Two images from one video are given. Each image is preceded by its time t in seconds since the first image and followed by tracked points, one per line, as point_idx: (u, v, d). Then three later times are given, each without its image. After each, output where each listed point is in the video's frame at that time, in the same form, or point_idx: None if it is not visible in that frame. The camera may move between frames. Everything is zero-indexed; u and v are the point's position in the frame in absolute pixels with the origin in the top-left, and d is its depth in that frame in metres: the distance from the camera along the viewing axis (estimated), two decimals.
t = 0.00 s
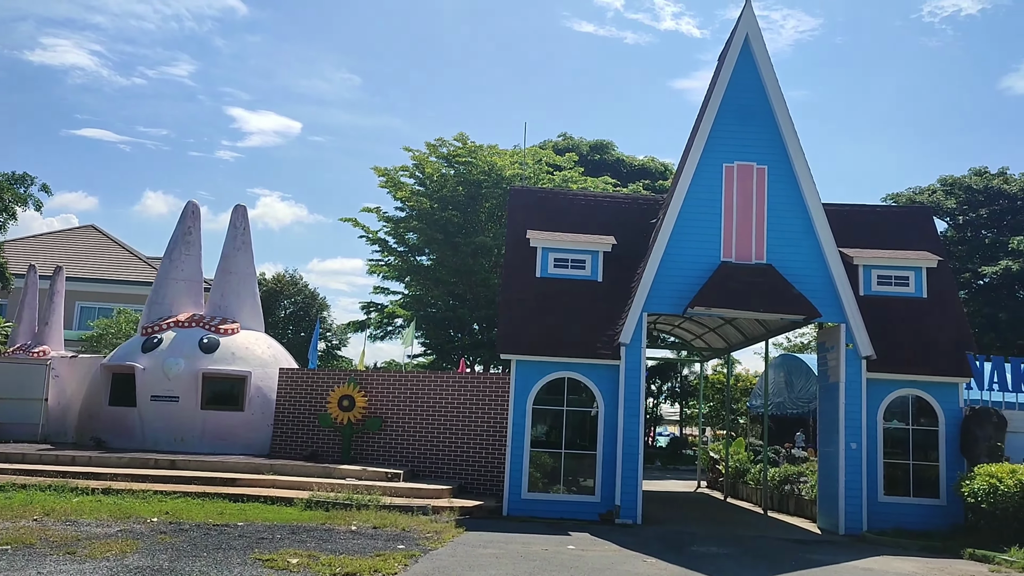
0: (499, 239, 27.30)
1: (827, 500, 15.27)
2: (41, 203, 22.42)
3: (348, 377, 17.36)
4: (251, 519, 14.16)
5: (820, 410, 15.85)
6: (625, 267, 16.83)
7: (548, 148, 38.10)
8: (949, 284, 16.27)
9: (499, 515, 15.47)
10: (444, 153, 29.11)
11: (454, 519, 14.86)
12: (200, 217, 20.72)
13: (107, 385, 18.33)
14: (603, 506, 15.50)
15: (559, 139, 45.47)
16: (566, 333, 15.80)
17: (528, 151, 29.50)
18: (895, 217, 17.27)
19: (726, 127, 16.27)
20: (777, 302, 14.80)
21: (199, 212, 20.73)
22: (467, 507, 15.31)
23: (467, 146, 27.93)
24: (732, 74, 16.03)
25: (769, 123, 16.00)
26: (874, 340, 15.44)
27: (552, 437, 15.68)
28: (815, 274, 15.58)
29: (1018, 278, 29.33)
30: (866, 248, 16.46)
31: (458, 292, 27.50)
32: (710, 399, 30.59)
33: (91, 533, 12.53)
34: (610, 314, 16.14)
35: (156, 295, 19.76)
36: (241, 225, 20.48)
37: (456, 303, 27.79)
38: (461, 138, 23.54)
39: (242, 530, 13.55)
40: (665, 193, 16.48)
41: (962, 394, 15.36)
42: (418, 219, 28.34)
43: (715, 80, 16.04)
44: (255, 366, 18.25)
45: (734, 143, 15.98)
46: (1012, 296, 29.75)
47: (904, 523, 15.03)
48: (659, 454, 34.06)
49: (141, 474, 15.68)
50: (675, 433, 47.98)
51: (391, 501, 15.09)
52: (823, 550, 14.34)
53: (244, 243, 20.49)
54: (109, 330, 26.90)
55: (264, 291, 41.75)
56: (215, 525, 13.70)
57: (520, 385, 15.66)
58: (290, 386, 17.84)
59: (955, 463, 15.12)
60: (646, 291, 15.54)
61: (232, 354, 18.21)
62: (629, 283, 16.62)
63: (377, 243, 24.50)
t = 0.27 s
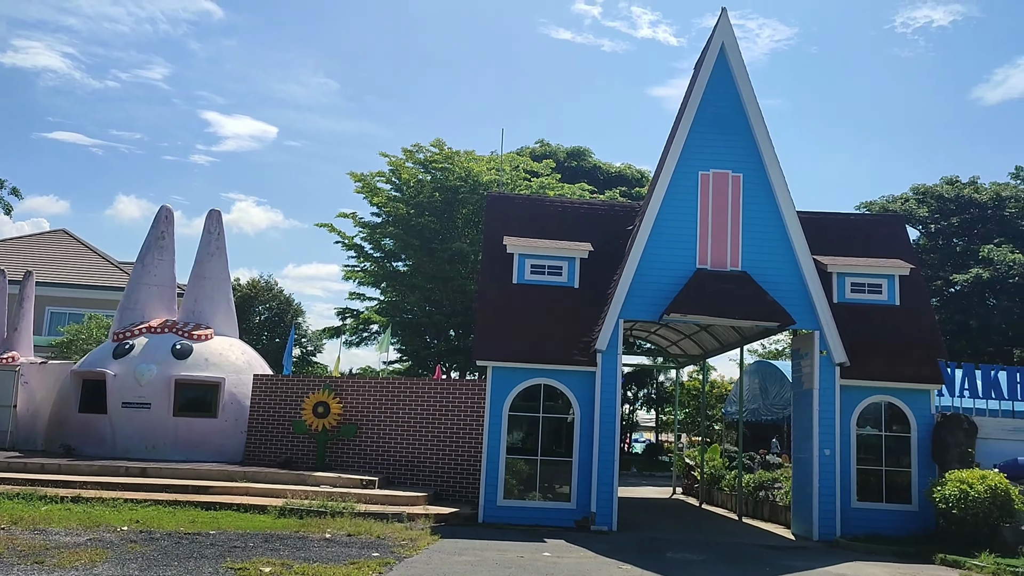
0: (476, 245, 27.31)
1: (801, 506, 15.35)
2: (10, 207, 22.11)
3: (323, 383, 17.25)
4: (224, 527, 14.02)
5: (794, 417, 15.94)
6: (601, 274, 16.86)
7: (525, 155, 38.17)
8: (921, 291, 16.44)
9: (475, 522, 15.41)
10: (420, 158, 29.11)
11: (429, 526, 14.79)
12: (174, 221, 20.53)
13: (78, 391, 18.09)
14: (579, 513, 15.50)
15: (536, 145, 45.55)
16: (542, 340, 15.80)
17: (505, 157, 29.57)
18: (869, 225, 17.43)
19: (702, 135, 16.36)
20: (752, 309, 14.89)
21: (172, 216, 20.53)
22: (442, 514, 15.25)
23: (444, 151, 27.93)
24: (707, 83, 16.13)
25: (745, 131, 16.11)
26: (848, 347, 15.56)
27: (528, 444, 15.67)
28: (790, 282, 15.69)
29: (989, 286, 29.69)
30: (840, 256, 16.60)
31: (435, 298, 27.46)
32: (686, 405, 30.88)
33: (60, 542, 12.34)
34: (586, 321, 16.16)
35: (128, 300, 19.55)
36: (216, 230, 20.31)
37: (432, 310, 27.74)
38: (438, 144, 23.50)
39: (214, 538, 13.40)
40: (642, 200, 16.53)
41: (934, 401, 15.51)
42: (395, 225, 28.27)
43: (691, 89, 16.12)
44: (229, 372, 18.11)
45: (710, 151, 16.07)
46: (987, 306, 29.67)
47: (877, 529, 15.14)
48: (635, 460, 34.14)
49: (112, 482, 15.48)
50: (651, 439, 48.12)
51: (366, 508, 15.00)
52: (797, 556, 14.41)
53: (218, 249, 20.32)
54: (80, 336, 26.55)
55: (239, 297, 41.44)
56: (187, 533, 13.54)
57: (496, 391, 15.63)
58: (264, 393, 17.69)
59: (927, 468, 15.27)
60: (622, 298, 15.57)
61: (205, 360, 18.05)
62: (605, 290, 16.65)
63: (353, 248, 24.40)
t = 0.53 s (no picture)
0: (454, 248, 27.28)
1: (777, 509, 15.43)
2: None
3: (299, 387, 17.15)
4: (197, 532, 13.88)
5: (771, 420, 16.02)
6: (579, 277, 16.89)
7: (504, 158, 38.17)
8: (895, 295, 16.60)
9: (452, 526, 15.37)
10: (398, 161, 29.04)
11: (405, 530, 14.73)
12: (148, 223, 20.35)
13: (48, 395, 17.84)
14: (556, 516, 15.50)
15: (514, 149, 45.58)
16: (520, 343, 15.79)
17: (483, 161, 29.57)
18: (844, 229, 17.58)
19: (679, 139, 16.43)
20: (729, 313, 14.95)
21: (147, 218, 20.35)
22: (419, 518, 15.19)
23: (422, 154, 27.88)
24: (685, 88, 16.21)
25: (722, 135, 16.20)
26: (823, 351, 15.67)
27: (506, 447, 15.66)
28: (766, 286, 15.78)
29: (961, 290, 30.01)
30: (815, 260, 16.72)
31: (412, 301, 27.40)
32: (662, 408, 31.26)
33: (30, 548, 12.17)
34: (564, 325, 16.17)
35: (101, 303, 19.34)
36: (191, 232, 20.15)
37: (410, 313, 27.67)
38: (416, 146, 23.45)
39: (188, 543, 13.27)
40: (619, 204, 16.58)
41: (907, 404, 15.65)
42: (372, 228, 28.17)
43: (669, 93, 16.19)
44: (204, 375, 17.99)
45: (687, 156, 16.15)
46: (958, 308, 30.30)
47: (851, 531, 15.24)
48: (612, 464, 34.21)
49: (84, 486, 15.28)
50: (628, 443, 48.20)
51: (342, 512, 14.91)
52: (772, 559, 14.49)
53: (193, 251, 20.16)
54: (52, 339, 26.20)
55: (214, 299, 41.11)
56: (159, 538, 13.40)
57: (474, 395, 15.60)
58: (240, 396, 17.57)
59: (901, 471, 15.40)
60: (600, 302, 15.59)
61: (180, 363, 17.91)
62: (583, 294, 16.66)
63: (330, 251, 24.28)
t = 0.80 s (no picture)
0: (432, 247, 27.24)
1: (753, 508, 15.51)
2: None
3: (276, 386, 17.06)
4: (172, 532, 13.76)
5: (747, 419, 16.11)
6: (557, 277, 16.91)
7: (483, 156, 38.14)
8: (870, 296, 16.75)
9: (429, 526, 15.34)
10: (376, 159, 28.92)
11: (382, 530, 14.68)
12: (123, 220, 20.16)
13: (20, 394, 17.60)
14: (533, 516, 15.51)
15: (493, 147, 45.55)
16: (498, 342, 15.79)
17: (461, 160, 29.52)
18: (820, 230, 17.71)
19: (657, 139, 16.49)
20: (706, 313, 15.02)
21: (121, 215, 20.15)
22: (396, 517, 15.15)
23: (400, 153, 27.80)
24: (663, 88, 16.26)
25: (700, 136, 16.27)
26: (799, 350, 15.77)
27: (484, 447, 15.65)
28: (743, 286, 15.87)
29: (935, 291, 29.99)
30: (792, 260, 16.83)
31: (390, 300, 27.34)
32: (639, 408, 31.60)
33: None
34: (542, 324, 16.18)
35: (74, 301, 19.14)
36: (166, 230, 19.98)
37: (387, 312, 27.62)
38: (395, 145, 23.37)
39: (162, 544, 13.14)
40: (598, 204, 16.61)
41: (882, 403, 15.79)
42: (350, 226, 28.03)
43: (648, 93, 16.24)
44: (179, 374, 17.83)
45: (665, 156, 16.20)
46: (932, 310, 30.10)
47: (826, 530, 15.36)
48: (590, 463, 34.31)
49: (57, 486, 15.10)
50: (606, 442, 48.34)
51: (319, 512, 14.84)
52: (748, 557, 14.57)
53: (168, 248, 19.98)
54: (23, 337, 25.85)
55: (190, 298, 40.79)
56: (133, 539, 13.26)
57: (451, 394, 15.58)
58: (216, 395, 17.44)
59: (875, 470, 15.53)
60: (578, 301, 15.61)
61: (154, 362, 17.75)
62: (561, 293, 16.68)
63: (307, 249, 24.12)
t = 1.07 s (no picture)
0: (410, 243, 27.16)
1: (730, 504, 15.60)
2: None
3: (253, 382, 16.96)
4: (146, 530, 13.64)
5: (724, 416, 16.19)
6: (535, 273, 16.91)
7: (462, 153, 38.08)
8: (846, 294, 16.88)
9: (407, 523, 15.31)
10: (355, 155, 28.77)
11: (360, 527, 14.63)
12: (97, 215, 19.97)
13: None
14: (511, 512, 15.51)
15: (473, 144, 45.53)
16: (476, 339, 15.78)
17: (440, 156, 29.45)
18: (797, 228, 17.82)
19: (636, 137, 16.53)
20: (684, 310, 15.08)
21: (95, 210, 19.93)
22: (373, 514, 15.10)
23: (379, 149, 27.69)
24: (643, 85, 16.31)
25: (678, 134, 16.33)
26: (776, 347, 15.87)
27: (462, 444, 15.64)
28: (720, 283, 15.95)
29: (910, 289, 30.45)
30: (770, 258, 16.92)
31: (368, 297, 27.27)
32: (618, 405, 31.65)
33: None
34: (521, 321, 16.18)
35: (47, 296, 18.94)
36: (141, 225, 19.80)
37: (365, 308, 27.54)
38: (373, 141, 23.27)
39: (136, 542, 13.02)
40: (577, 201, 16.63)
41: (857, 400, 15.91)
42: (328, 222, 27.87)
43: (627, 90, 16.28)
44: (154, 371, 17.63)
45: (644, 153, 16.25)
46: (906, 307, 30.68)
47: (802, 525, 15.47)
48: (569, 459, 34.41)
49: (29, 484, 14.93)
50: (584, 438, 48.48)
51: (295, 509, 14.76)
52: (725, 553, 14.66)
53: (143, 244, 19.80)
54: None
55: (166, 294, 40.48)
56: (107, 537, 13.13)
57: (430, 391, 15.54)
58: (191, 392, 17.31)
59: (850, 466, 15.66)
60: (557, 298, 15.63)
61: (129, 359, 17.57)
62: (539, 290, 16.69)
63: (284, 245, 23.96)
